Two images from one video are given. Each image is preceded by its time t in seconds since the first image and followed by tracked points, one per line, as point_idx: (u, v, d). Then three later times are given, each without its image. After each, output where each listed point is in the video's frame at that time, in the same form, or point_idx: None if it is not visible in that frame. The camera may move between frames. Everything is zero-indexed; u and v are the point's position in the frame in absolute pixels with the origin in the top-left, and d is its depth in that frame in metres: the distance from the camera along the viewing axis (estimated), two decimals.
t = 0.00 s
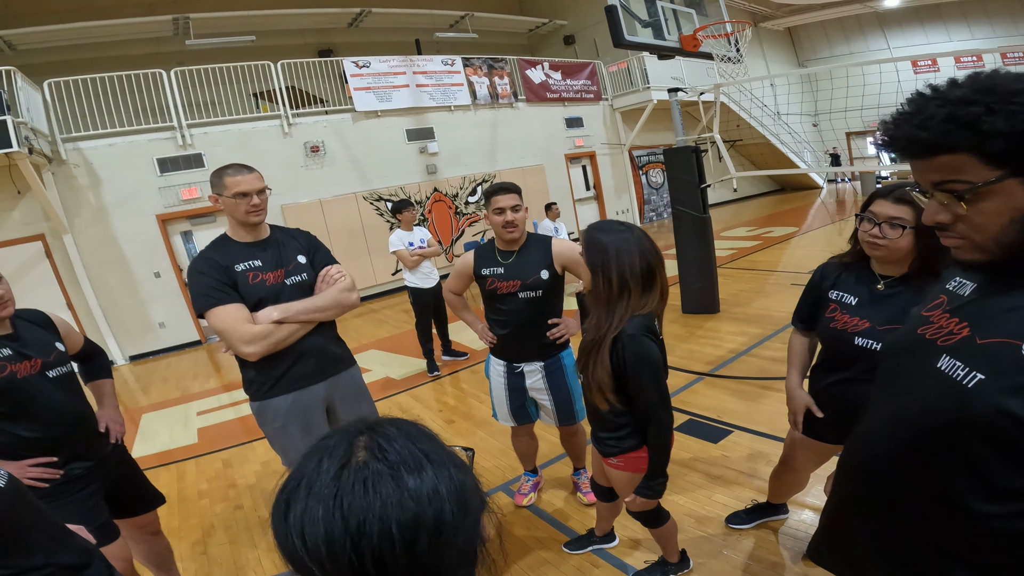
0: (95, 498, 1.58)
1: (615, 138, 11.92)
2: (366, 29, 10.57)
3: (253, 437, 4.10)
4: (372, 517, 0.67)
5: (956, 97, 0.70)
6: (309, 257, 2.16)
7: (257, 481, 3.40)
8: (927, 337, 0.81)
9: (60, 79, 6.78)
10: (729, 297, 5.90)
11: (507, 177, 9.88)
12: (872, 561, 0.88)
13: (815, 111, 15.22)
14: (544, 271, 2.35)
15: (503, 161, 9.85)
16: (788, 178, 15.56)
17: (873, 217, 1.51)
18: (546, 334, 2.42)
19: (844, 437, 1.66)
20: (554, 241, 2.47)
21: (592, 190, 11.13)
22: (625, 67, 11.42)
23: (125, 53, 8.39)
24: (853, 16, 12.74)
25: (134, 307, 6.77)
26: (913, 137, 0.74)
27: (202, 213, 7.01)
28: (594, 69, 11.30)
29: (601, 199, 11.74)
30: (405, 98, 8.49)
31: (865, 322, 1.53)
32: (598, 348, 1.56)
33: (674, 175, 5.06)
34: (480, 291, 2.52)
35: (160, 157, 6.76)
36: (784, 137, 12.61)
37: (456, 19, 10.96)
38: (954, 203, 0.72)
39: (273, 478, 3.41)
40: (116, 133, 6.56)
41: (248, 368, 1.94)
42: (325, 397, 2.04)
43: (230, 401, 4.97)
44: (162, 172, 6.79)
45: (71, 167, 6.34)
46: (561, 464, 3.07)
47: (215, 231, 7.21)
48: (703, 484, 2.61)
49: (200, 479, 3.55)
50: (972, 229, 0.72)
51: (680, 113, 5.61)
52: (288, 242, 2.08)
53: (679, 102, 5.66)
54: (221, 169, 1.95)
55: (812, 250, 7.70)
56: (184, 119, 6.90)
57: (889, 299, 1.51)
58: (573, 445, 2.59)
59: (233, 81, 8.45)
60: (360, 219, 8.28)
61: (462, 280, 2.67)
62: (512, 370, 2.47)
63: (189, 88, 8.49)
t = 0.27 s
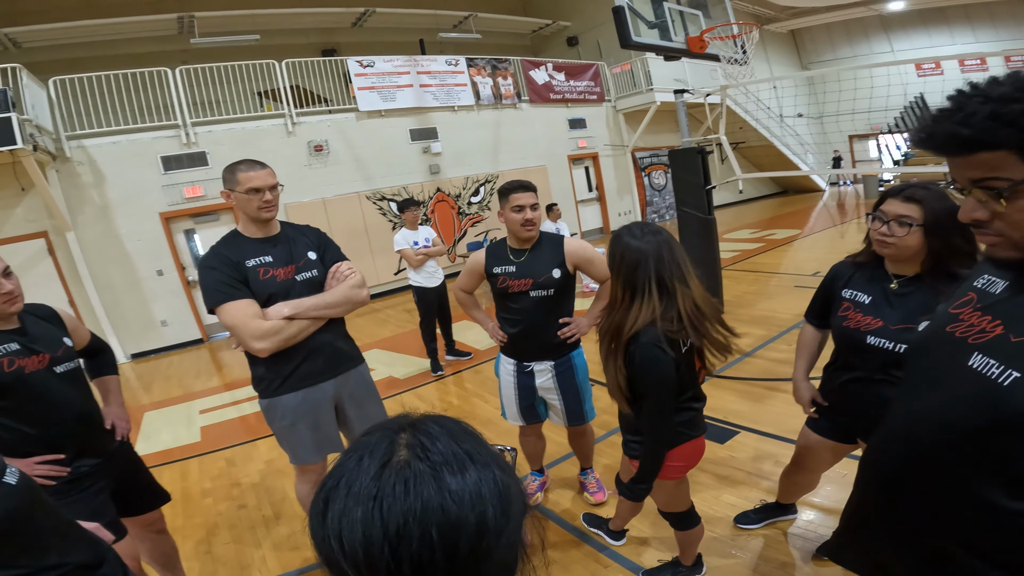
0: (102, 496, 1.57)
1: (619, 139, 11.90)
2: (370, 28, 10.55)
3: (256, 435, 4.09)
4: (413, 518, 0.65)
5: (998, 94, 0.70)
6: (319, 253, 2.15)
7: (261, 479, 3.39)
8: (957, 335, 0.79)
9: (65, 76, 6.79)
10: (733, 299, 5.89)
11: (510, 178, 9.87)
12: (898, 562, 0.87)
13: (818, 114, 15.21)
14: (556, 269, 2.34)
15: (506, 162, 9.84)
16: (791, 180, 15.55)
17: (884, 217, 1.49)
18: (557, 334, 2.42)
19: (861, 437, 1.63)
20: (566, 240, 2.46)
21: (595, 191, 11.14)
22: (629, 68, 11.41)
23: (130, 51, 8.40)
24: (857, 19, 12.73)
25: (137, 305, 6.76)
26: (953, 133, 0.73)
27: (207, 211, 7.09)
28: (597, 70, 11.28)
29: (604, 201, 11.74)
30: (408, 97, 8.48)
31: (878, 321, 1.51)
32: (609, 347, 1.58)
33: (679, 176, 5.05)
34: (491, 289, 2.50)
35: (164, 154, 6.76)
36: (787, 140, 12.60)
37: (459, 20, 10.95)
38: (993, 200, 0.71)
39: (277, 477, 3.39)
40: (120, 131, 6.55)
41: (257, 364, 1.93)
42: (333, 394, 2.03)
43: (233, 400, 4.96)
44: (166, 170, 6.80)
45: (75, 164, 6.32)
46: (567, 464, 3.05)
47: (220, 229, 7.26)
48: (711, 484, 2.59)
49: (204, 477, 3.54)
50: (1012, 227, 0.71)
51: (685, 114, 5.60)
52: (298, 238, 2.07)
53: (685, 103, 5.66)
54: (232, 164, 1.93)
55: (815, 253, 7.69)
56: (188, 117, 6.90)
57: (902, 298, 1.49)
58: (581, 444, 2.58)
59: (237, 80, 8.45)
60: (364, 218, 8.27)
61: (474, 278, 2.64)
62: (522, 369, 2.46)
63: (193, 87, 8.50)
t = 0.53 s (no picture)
0: (117, 491, 1.63)
1: (622, 141, 11.94)
2: (375, 27, 10.60)
3: (260, 434, 4.14)
4: (483, 518, 0.72)
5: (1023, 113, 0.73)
6: (334, 252, 2.22)
7: (267, 477, 3.44)
8: (974, 342, 0.83)
9: (75, 73, 6.85)
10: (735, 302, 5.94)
11: (513, 178, 9.94)
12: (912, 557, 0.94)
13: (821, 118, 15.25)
14: (567, 271, 2.41)
15: (510, 162, 9.91)
16: (793, 184, 15.59)
17: (881, 225, 1.57)
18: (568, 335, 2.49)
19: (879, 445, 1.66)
20: (575, 242, 2.53)
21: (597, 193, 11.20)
22: (633, 70, 11.46)
23: (139, 48, 8.46)
24: (862, 23, 12.77)
25: (141, 301, 6.84)
26: (977, 150, 0.77)
27: (212, 209, 7.17)
28: (601, 72, 11.35)
29: (607, 203, 11.77)
30: (414, 97, 8.54)
31: (881, 329, 1.56)
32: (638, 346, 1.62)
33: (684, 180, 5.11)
34: (502, 292, 2.55)
35: (171, 152, 6.83)
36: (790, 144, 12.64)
37: (464, 20, 11.01)
38: (1011, 216, 0.75)
39: (284, 476, 3.43)
40: (128, 129, 6.63)
41: (272, 362, 2.01)
42: (346, 392, 2.11)
43: (238, 397, 5.02)
44: (172, 167, 6.87)
45: (82, 161, 6.40)
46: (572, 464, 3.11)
47: (225, 226, 7.35)
48: (715, 485, 2.65)
49: (210, 475, 3.59)
50: None
51: (692, 118, 5.61)
52: (313, 238, 2.14)
53: (692, 107, 5.67)
54: (250, 164, 1.99)
55: (817, 257, 7.74)
56: (195, 115, 6.97)
57: (906, 305, 1.55)
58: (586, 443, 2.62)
59: (244, 78, 8.52)
60: (368, 217, 8.35)
61: (484, 281, 2.69)
62: (534, 371, 2.51)
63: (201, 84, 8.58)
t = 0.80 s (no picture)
0: (131, 484, 1.60)
1: (631, 140, 11.94)
2: (387, 21, 10.61)
3: (264, 427, 4.00)
4: (551, 502, 0.70)
5: None
6: (353, 244, 2.27)
7: (275, 469, 3.32)
8: (998, 344, 0.77)
9: (92, 62, 6.91)
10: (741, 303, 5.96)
11: (521, 175, 9.98)
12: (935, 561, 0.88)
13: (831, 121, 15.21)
14: (585, 267, 2.44)
15: (519, 159, 9.94)
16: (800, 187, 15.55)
17: (892, 231, 1.58)
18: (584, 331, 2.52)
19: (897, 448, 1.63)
20: (591, 240, 2.57)
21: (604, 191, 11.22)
22: (644, 70, 11.45)
23: (153, 38, 8.52)
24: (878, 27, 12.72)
25: (148, 289, 6.91)
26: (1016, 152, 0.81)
27: (222, 198, 7.24)
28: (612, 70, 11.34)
29: (613, 201, 11.78)
30: (425, 92, 8.59)
31: (895, 330, 1.57)
32: (672, 338, 1.63)
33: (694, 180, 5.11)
34: (517, 289, 2.54)
35: (183, 141, 6.91)
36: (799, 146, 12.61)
37: (476, 15, 11.01)
38: None
39: (295, 469, 3.31)
40: (142, 118, 6.71)
41: (290, 352, 2.06)
42: (361, 383, 2.17)
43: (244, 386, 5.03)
44: (184, 157, 6.94)
45: (95, 149, 6.50)
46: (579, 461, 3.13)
47: (234, 216, 7.40)
48: (722, 485, 2.67)
49: (217, 466, 3.48)
50: None
51: (705, 120, 5.64)
52: (333, 229, 2.20)
53: (705, 109, 5.71)
54: (274, 154, 2.05)
55: (823, 260, 7.77)
56: (208, 106, 7.04)
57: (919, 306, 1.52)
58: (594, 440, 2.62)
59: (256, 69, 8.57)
60: (376, 210, 8.41)
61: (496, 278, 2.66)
62: (548, 368, 2.52)
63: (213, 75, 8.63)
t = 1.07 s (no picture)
0: (149, 468, 1.65)
1: (643, 137, 11.87)
2: (402, 14, 10.59)
3: (271, 416, 4.07)
4: (595, 484, 0.68)
5: None
6: (371, 234, 2.31)
7: (283, 458, 3.37)
8: None
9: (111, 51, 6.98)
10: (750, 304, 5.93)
11: (532, 170, 9.97)
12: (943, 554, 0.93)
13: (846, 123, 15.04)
14: (602, 262, 2.45)
15: (530, 154, 9.93)
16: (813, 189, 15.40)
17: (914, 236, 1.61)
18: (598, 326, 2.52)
19: (917, 450, 1.65)
20: (606, 236, 2.59)
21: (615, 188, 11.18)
22: (659, 67, 11.37)
23: (170, 28, 8.57)
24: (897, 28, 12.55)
25: (161, 275, 7.02)
26: None
27: (236, 187, 7.30)
28: (626, 67, 11.28)
29: (624, 198, 11.74)
30: (438, 85, 8.59)
31: (914, 333, 1.58)
32: (732, 329, 1.61)
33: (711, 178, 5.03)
34: (532, 284, 2.50)
35: (199, 131, 6.98)
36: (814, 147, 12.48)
37: (490, 10, 10.98)
38: None
39: (300, 457, 3.37)
40: (159, 107, 6.79)
41: (306, 341, 2.10)
42: (375, 373, 2.21)
43: (252, 375, 5.05)
44: (199, 146, 7.01)
45: (112, 137, 6.59)
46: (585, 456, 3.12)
47: (246, 205, 7.45)
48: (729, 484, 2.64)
49: (225, 453, 3.52)
50: None
51: (722, 120, 5.57)
52: (352, 219, 2.23)
53: (721, 107, 5.63)
54: (295, 144, 2.09)
55: (834, 262, 7.71)
56: (225, 96, 7.11)
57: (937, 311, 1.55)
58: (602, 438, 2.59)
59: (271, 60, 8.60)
60: (387, 203, 8.45)
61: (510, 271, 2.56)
62: (562, 365, 2.49)
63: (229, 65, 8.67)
